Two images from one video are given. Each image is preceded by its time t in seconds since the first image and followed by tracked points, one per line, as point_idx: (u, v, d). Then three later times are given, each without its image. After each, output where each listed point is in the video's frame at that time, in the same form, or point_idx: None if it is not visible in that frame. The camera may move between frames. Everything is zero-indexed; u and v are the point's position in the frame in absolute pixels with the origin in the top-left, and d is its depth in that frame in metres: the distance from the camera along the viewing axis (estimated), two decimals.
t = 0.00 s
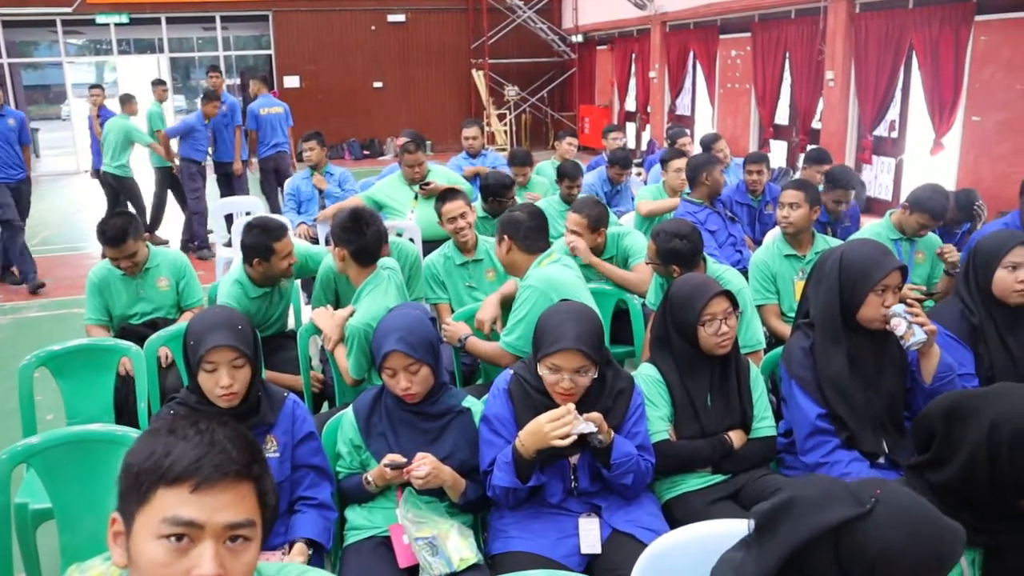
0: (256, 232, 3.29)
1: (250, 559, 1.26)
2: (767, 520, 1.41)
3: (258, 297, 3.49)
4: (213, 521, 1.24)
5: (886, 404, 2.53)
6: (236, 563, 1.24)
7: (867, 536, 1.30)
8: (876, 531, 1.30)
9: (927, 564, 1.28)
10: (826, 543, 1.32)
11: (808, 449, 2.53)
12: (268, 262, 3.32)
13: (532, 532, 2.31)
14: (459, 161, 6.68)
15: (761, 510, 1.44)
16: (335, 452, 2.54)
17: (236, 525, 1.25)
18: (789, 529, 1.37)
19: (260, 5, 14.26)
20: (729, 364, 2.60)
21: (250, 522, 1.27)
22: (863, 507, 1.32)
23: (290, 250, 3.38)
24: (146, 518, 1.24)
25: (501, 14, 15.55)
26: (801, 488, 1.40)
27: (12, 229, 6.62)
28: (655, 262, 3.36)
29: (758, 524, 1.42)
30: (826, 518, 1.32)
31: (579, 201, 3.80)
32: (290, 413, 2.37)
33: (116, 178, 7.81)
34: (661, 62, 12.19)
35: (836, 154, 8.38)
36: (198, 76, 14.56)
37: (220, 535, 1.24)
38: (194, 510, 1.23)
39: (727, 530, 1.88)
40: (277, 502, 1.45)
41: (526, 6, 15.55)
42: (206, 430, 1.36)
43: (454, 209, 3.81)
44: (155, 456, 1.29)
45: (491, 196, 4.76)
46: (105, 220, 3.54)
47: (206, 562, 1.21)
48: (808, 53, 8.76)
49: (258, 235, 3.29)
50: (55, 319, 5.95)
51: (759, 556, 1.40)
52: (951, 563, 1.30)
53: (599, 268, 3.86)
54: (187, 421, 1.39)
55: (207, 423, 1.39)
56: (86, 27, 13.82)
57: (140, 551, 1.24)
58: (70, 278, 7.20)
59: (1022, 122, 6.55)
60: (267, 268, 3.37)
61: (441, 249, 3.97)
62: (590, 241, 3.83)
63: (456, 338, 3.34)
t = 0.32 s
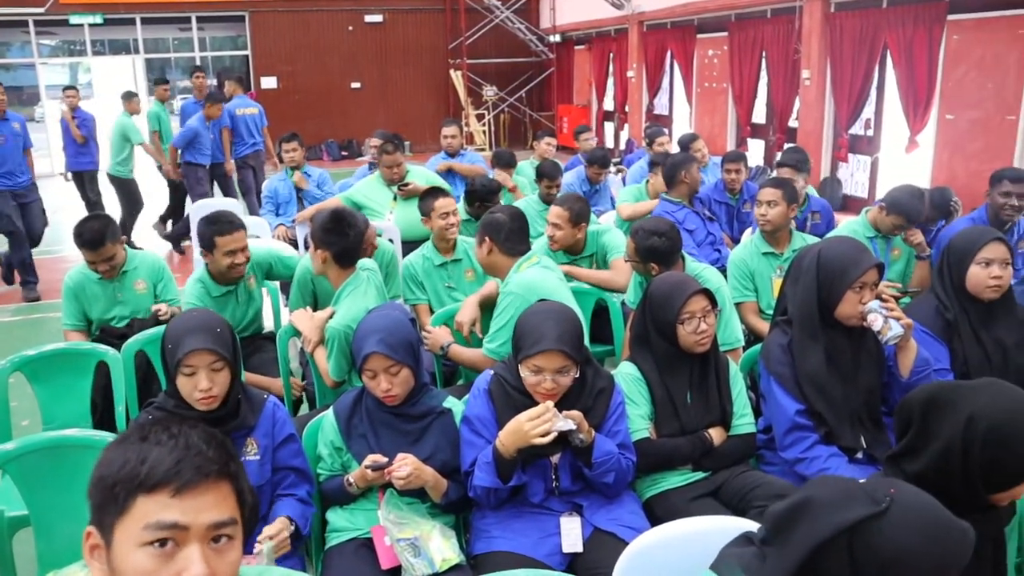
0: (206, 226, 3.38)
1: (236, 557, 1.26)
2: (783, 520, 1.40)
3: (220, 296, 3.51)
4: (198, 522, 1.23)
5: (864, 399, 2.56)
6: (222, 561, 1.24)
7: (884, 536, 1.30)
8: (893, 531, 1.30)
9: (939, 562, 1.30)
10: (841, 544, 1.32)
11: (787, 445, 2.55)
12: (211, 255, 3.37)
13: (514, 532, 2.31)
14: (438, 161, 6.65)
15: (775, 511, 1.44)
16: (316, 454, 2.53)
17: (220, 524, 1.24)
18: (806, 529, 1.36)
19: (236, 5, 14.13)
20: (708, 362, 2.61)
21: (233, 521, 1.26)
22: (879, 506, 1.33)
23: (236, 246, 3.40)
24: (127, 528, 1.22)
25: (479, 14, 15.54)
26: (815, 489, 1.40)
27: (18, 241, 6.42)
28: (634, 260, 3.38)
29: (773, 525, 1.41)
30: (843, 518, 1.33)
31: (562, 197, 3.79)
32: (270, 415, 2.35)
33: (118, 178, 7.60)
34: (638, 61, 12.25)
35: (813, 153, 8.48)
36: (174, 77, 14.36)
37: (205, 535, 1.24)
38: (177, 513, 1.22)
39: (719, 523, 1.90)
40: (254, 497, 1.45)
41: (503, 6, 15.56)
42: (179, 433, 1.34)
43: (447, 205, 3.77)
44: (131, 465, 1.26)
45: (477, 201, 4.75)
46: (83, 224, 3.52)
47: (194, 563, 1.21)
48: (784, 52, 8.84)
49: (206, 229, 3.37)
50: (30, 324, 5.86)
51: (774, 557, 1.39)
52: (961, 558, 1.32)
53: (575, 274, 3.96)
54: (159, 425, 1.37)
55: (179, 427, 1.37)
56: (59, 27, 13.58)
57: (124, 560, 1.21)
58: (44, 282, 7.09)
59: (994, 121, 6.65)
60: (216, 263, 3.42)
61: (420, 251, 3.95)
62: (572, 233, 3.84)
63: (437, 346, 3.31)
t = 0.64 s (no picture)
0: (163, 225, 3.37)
1: (206, 564, 1.23)
2: (793, 522, 1.41)
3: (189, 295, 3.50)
4: (163, 530, 1.21)
5: (841, 395, 2.58)
6: (191, 570, 1.22)
7: (895, 538, 1.32)
8: (902, 533, 1.32)
9: (945, 562, 1.32)
10: (853, 545, 1.34)
11: (767, 442, 2.57)
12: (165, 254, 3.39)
13: (495, 532, 2.31)
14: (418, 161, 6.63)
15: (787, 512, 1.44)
16: (296, 456, 2.51)
17: (188, 531, 1.22)
18: (818, 530, 1.37)
19: (212, 6, 14.00)
20: (687, 360, 2.63)
21: (203, 529, 1.24)
22: (889, 507, 1.34)
23: (188, 247, 3.38)
24: (94, 537, 1.20)
25: (456, 15, 15.50)
26: (826, 491, 1.41)
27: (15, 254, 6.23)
28: (613, 259, 3.39)
29: (783, 527, 1.42)
30: (855, 520, 1.34)
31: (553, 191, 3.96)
32: (250, 419, 2.33)
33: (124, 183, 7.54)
34: (616, 62, 12.30)
35: (790, 153, 8.57)
36: (149, 79, 14.19)
37: (172, 544, 1.21)
38: (141, 521, 1.20)
39: (707, 520, 1.91)
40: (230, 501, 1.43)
41: (481, 6, 15.56)
42: (148, 441, 1.32)
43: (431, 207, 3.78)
44: (98, 472, 1.24)
45: (456, 198, 4.74)
46: (58, 227, 3.46)
47: (160, 572, 1.18)
48: (760, 52, 8.92)
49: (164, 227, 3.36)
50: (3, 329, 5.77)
51: (789, 558, 1.40)
52: (965, 556, 1.34)
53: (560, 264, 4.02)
54: (128, 433, 1.35)
55: (149, 433, 1.35)
56: (31, 28, 13.36)
57: (93, 569, 1.20)
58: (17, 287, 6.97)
59: (966, 119, 6.75)
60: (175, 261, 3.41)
61: (401, 251, 3.94)
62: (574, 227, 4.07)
63: (417, 347, 3.30)
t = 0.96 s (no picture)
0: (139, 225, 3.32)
1: (189, 566, 1.21)
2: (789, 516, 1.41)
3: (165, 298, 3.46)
4: (146, 530, 1.19)
5: (821, 393, 2.61)
6: (174, 572, 1.20)
7: (890, 532, 1.32)
8: (897, 527, 1.33)
9: (939, 558, 1.33)
10: (848, 539, 1.34)
11: (748, 439, 2.58)
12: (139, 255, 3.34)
13: (478, 533, 2.30)
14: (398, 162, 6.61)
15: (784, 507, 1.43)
16: (277, 459, 2.48)
17: (171, 532, 1.20)
18: (813, 524, 1.37)
19: (189, 7, 13.87)
20: (669, 359, 2.64)
21: (186, 530, 1.22)
22: (884, 502, 1.35)
23: (164, 247, 3.33)
24: (75, 539, 1.18)
25: (435, 15, 15.48)
26: (821, 486, 1.42)
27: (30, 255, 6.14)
28: (593, 257, 3.39)
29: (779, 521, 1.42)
30: (851, 515, 1.34)
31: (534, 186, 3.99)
32: (230, 421, 2.31)
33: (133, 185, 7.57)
34: (595, 62, 12.34)
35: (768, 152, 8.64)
36: (125, 80, 14.01)
37: (154, 545, 1.19)
38: (124, 521, 1.18)
39: (689, 516, 1.92)
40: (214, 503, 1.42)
41: (460, 7, 15.55)
42: (132, 442, 1.31)
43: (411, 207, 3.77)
44: (80, 473, 1.23)
45: (432, 194, 4.73)
46: (38, 228, 3.41)
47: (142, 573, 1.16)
48: (738, 53, 8.99)
49: (139, 227, 3.31)
50: None
51: (784, 552, 1.40)
52: (957, 555, 1.35)
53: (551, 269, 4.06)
54: (113, 434, 1.34)
55: (134, 435, 1.34)
56: (4, 28, 13.12)
57: (74, 571, 1.17)
58: None
59: (940, 118, 6.85)
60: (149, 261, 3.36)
61: (382, 251, 3.93)
62: (546, 219, 4.06)
63: (399, 348, 3.29)
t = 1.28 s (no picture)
0: (118, 227, 3.27)
1: (176, 565, 1.20)
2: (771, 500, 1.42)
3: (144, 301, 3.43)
4: (131, 529, 1.17)
5: (803, 390, 2.64)
6: (161, 572, 1.18)
7: (868, 517, 1.34)
8: (876, 512, 1.34)
9: (918, 549, 1.33)
10: (826, 523, 1.35)
11: (731, 436, 2.59)
12: (126, 258, 3.29)
13: (462, 533, 2.30)
14: (378, 163, 6.58)
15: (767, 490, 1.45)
16: (260, 462, 2.46)
17: (158, 530, 1.19)
18: (795, 508, 1.39)
19: (165, 7, 13.70)
20: (652, 357, 2.65)
21: (172, 529, 1.20)
22: (865, 489, 1.36)
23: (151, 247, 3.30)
24: (59, 538, 1.17)
25: (414, 15, 15.44)
26: (803, 469, 1.43)
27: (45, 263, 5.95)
28: (575, 256, 3.40)
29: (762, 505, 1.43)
30: (830, 497, 1.35)
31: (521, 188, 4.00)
32: (212, 424, 2.29)
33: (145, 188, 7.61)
34: (575, 63, 12.36)
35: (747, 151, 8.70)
36: (101, 81, 13.79)
37: (140, 544, 1.18)
38: (109, 521, 1.17)
39: (671, 514, 1.93)
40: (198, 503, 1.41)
41: (439, 7, 15.53)
42: (117, 442, 1.29)
43: (381, 212, 3.76)
44: (64, 474, 1.21)
45: (414, 198, 4.72)
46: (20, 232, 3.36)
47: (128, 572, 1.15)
48: (716, 52, 9.03)
49: (119, 229, 3.26)
50: None
51: (766, 536, 1.42)
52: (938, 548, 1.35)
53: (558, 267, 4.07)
54: (97, 435, 1.32)
55: (119, 436, 1.32)
56: None
57: (57, 570, 1.16)
58: None
59: (917, 116, 6.93)
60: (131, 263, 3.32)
61: (363, 252, 3.91)
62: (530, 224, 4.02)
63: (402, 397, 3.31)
